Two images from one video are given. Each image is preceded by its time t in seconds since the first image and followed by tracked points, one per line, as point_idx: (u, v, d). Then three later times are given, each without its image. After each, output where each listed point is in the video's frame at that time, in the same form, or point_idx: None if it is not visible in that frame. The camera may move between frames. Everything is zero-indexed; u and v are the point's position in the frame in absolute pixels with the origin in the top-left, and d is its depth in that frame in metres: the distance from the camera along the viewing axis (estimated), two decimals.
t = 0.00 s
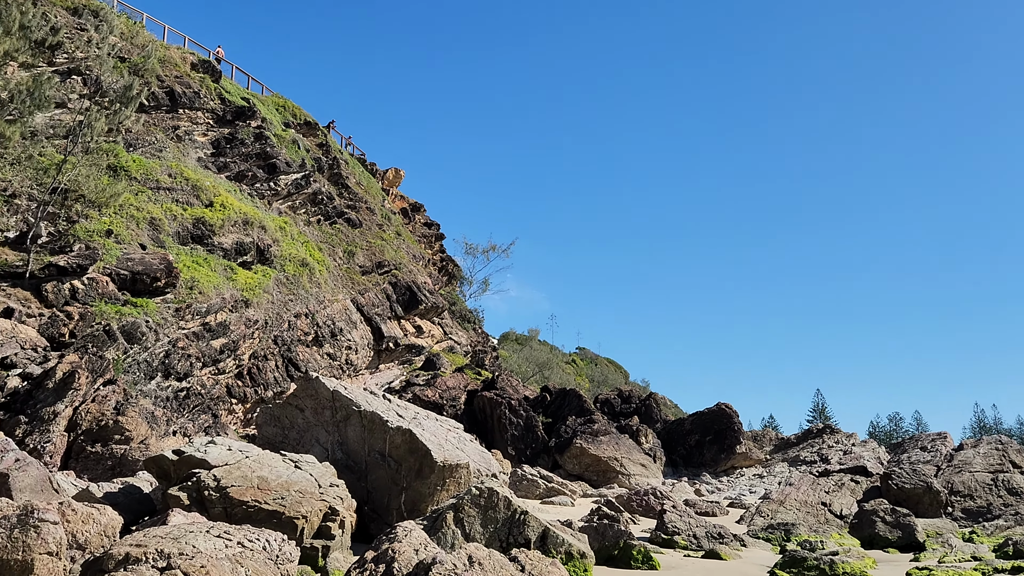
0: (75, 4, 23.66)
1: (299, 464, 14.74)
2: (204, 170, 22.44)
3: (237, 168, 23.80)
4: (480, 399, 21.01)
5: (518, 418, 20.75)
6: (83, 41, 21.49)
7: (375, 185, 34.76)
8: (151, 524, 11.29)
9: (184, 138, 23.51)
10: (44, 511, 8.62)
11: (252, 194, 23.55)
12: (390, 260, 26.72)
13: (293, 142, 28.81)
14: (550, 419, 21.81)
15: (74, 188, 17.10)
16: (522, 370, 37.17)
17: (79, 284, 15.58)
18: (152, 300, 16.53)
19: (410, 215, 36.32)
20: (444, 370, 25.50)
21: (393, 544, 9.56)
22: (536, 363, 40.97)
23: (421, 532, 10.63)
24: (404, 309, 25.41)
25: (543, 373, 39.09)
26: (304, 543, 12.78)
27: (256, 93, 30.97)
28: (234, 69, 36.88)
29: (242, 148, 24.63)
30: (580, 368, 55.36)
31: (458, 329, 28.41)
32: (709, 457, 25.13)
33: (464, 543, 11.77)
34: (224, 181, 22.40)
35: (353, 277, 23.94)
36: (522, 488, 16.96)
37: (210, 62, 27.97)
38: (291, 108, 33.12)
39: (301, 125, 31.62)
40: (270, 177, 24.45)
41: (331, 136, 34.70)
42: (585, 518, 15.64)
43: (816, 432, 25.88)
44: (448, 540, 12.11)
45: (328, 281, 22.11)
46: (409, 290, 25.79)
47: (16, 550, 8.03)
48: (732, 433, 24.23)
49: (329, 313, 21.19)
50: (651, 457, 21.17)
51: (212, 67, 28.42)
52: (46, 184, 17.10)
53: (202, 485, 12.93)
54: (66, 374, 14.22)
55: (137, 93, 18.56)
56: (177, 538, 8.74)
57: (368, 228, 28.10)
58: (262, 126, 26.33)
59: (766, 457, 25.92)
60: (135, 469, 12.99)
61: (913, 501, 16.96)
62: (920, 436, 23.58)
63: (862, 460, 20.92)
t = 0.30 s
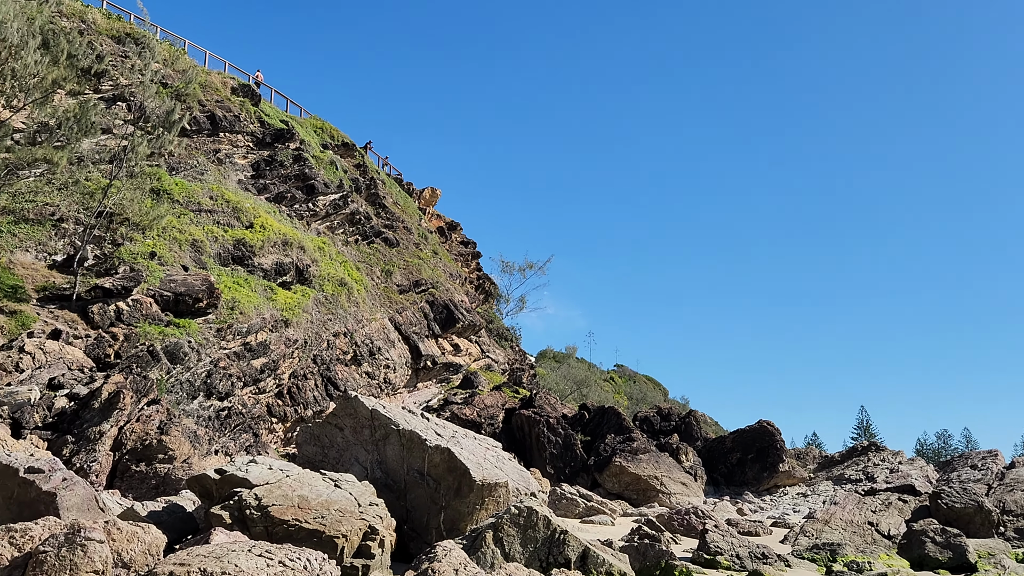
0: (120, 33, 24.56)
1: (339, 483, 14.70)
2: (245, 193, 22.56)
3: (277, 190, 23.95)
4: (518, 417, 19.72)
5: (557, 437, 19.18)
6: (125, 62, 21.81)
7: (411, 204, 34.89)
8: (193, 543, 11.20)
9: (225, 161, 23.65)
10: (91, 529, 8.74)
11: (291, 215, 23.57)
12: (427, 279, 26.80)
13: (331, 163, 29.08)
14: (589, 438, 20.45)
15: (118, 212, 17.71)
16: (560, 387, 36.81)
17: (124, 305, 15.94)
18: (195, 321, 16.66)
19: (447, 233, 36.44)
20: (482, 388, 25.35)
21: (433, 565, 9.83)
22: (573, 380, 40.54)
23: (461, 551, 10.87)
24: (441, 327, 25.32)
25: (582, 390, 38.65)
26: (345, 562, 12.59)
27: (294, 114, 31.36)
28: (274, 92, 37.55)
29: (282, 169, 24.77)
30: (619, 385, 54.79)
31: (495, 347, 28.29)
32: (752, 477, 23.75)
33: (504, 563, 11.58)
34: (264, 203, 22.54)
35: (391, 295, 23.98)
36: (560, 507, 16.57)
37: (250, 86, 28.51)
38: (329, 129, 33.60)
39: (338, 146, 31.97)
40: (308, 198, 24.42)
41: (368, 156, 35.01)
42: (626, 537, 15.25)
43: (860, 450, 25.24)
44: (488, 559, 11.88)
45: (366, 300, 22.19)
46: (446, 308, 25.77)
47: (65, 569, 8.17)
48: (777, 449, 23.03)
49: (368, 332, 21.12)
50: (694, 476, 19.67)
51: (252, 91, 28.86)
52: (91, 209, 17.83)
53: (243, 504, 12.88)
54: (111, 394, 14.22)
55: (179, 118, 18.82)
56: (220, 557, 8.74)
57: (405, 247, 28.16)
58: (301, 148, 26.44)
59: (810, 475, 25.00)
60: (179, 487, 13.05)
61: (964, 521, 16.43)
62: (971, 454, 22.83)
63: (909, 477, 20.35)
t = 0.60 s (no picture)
0: (164, 61, 24.92)
1: (379, 503, 14.51)
2: (284, 215, 22.80)
3: (315, 212, 24.13)
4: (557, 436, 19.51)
5: (597, 456, 19.06)
6: (169, 88, 22.21)
7: (448, 224, 35.10)
8: (236, 564, 11.14)
9: (265, 184, 23.91)
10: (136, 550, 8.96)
11: (330, 237, 23.88)
12: (465, 299, 26.87)
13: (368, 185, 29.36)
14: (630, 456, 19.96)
15: (162, 236, 17.99)
16: (599, 406, 36.45)
17: (168, 327, 16.21)
18: (236, 343, 16.83)
19: (484, 252, 36.56)
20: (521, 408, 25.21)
21: None
22: (612, 399, 40.15)
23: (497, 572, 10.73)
24: (479, 347, 25.26)
25: (621, 409, 38.21)
26: None
27: (332, 137, 31.78)
28: (314, 117, 38.21)
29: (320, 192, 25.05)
30: (658, 403, 54.18)
31: (533, 366, 28.16)
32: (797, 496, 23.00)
33: None
34: (302, 225, 22.87)
35: (428, 315, 24.00)
36: (602, 528, 16.32)
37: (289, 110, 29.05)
38: (366, 151, 34.08)
39: (376, 168, 32.34)
40: (347, 221, 24.77)
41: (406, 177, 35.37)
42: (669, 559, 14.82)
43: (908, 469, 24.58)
44: None
45: (404, 320, 22.23)
46: (484, 327, 25.73)
47: None
48: (821, 468, 22.54)
49: (406, 352, 20.98)
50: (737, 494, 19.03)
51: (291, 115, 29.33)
52: (136, 233, 18.16)
53: (284, 524, 12.79)
54: (155, 416, 14.37)
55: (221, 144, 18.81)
56: None
57: (442, 266, 28.36)
58: (339, 171, 26.69)
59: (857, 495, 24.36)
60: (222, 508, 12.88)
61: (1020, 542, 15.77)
62: None
63: (960, 497, 19.71)
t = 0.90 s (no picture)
0: (206, 88, 25.36)
1: (419, 524, 14.17)
2: (325, 238, 23.05)
3: (355, 234, 24.42)
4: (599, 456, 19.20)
5: (639, 476, 18.34)
6: (211, 114, 22.65)
7: (486, 244, 35.18)
8: None
9: (305, 209, 24.13)
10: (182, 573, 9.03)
11: (369, 259, 24.11)
12: (503, 318, 26.87)
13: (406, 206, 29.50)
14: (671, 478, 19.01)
15: (205, 260, 18.05)
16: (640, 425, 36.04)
17: (211, 350, 16.39)
18: (278, 364, 16.94)
19: (522, 272, 36.61)
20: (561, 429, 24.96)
21: None
22: (654, 419, 39.66)
23: None
24: (518, 367, 25.14)
25: (663, 428, 37.75)
26: None
27: (370, 161, 32.12)
28: (354, 142, 38.73)
29: (359, 215, 25.24)
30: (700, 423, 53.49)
31: (573, 386, 28.00)
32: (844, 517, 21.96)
33: None
34: (342, 247, 23.12)
35: (468, 335, 23.96)
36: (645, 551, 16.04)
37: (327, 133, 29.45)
38: (404, 173, 34.44)
39: (413, 190, 32.60)
40: (386, 242, 24.94)
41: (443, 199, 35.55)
42: None
43: (960, 488, 23.77)
44: None
45: (443, 341, 22.21)
46: (523, 347, 25.53)
47: None
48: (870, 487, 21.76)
49: (445, 372, 20.90)
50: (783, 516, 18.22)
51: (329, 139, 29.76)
52: (180, 257, 18.13)
53: (327, 546, 12.63)
54: (200, 437, 14.53)
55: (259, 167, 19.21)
56: None
57: (481, 286, 28.49)
58: (378, 193, 26.90)
59: (906, 516, 23.67)
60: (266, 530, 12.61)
61: None
62: None
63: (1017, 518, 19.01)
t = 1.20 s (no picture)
0: (248, 114, 25.94)
1: (462, 546, 13.99)
2: (364, 259, 23.27)
3: (394, 255, 24.50)
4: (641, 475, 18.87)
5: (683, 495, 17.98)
6: (253, 138, 22.99)
7: (523, 262, 35.45)
8: None
9: (345, 230, 24.43)
10: None
11: (408, 279, 24.26)
12: (543, 337, 26.85)
13: (445, 227, 29.77)
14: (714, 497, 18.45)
15: (248, 282, 18.33)
16: (682, 443, 35.56)
17: (254, 371, 16.51)
18: (319, 385, 17.01)
19: (560, 290, 36.61)
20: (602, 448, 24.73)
21: None
22: (697, 438, 39.11)
23: None
24: (558, 386, 25.00)
25: (706, 446, 37.17)
26: None
27: (408, 182, 32.45)
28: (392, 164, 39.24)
29: (398, 235, 25.40)
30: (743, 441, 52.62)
31: (613, 405, 27.81)
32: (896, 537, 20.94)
33: None
34: (381, 268, 23.32)
35: (507, 354, 23.97)
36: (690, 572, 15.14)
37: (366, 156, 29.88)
38: (442, 193, 34.84)
39: (451, 210, 32.88)
40: (424, 262, 25.07)
41: (481, 219, 35.78)
42: None
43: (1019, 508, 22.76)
44: None
45: (483, 360, 22.22)
46: (562, 365, 25.48)
47: None
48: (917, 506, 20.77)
49: (485, 392, 21.02)
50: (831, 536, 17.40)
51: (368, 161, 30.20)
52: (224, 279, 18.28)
53: (369, 566, 12.16)
54: (243, 458, 14.47)
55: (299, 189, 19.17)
56: None
57: (519, 305, 28.49)
58: (416, 214, 27.13)
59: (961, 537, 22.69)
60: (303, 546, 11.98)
61: None
62: None
63: None
